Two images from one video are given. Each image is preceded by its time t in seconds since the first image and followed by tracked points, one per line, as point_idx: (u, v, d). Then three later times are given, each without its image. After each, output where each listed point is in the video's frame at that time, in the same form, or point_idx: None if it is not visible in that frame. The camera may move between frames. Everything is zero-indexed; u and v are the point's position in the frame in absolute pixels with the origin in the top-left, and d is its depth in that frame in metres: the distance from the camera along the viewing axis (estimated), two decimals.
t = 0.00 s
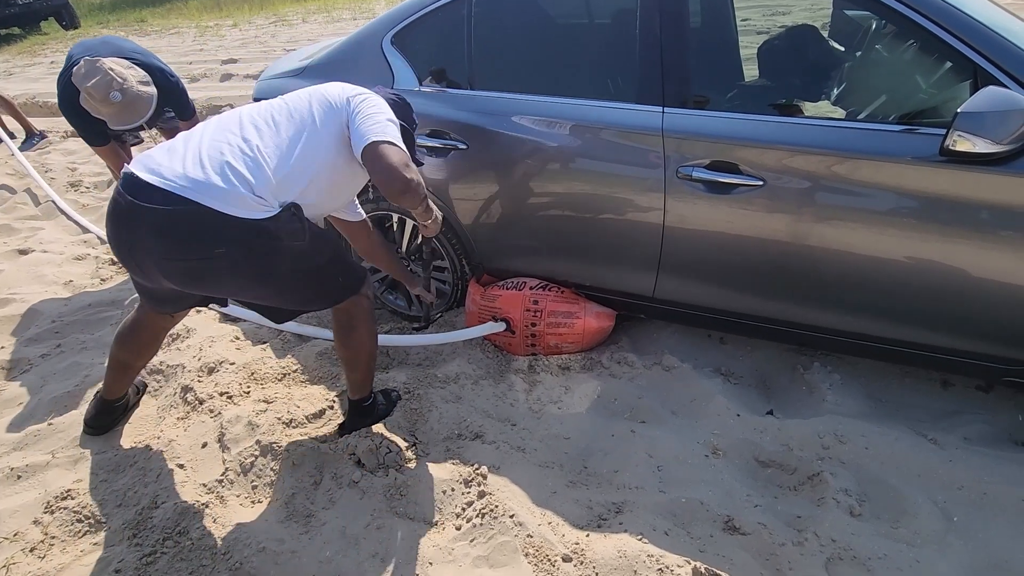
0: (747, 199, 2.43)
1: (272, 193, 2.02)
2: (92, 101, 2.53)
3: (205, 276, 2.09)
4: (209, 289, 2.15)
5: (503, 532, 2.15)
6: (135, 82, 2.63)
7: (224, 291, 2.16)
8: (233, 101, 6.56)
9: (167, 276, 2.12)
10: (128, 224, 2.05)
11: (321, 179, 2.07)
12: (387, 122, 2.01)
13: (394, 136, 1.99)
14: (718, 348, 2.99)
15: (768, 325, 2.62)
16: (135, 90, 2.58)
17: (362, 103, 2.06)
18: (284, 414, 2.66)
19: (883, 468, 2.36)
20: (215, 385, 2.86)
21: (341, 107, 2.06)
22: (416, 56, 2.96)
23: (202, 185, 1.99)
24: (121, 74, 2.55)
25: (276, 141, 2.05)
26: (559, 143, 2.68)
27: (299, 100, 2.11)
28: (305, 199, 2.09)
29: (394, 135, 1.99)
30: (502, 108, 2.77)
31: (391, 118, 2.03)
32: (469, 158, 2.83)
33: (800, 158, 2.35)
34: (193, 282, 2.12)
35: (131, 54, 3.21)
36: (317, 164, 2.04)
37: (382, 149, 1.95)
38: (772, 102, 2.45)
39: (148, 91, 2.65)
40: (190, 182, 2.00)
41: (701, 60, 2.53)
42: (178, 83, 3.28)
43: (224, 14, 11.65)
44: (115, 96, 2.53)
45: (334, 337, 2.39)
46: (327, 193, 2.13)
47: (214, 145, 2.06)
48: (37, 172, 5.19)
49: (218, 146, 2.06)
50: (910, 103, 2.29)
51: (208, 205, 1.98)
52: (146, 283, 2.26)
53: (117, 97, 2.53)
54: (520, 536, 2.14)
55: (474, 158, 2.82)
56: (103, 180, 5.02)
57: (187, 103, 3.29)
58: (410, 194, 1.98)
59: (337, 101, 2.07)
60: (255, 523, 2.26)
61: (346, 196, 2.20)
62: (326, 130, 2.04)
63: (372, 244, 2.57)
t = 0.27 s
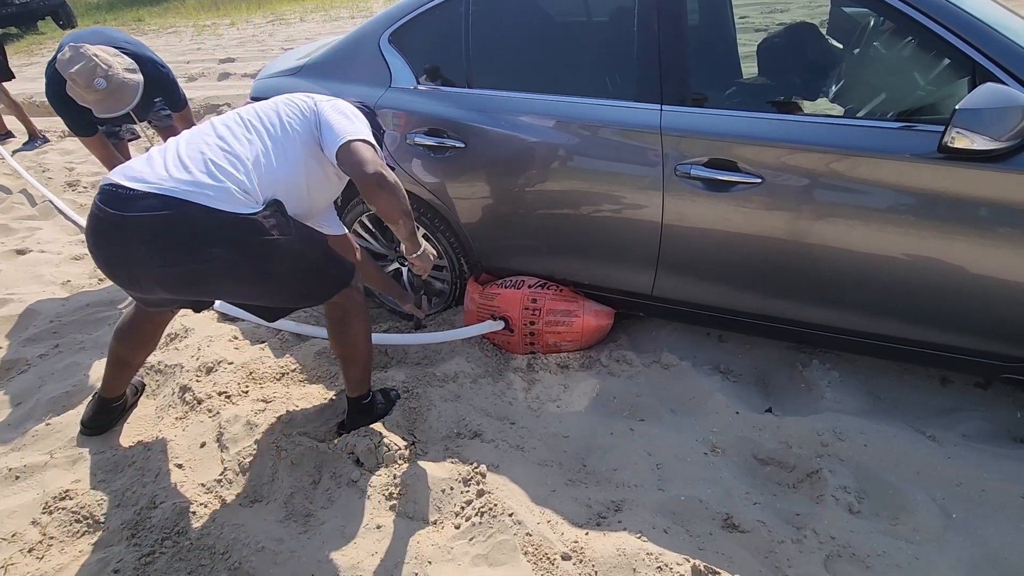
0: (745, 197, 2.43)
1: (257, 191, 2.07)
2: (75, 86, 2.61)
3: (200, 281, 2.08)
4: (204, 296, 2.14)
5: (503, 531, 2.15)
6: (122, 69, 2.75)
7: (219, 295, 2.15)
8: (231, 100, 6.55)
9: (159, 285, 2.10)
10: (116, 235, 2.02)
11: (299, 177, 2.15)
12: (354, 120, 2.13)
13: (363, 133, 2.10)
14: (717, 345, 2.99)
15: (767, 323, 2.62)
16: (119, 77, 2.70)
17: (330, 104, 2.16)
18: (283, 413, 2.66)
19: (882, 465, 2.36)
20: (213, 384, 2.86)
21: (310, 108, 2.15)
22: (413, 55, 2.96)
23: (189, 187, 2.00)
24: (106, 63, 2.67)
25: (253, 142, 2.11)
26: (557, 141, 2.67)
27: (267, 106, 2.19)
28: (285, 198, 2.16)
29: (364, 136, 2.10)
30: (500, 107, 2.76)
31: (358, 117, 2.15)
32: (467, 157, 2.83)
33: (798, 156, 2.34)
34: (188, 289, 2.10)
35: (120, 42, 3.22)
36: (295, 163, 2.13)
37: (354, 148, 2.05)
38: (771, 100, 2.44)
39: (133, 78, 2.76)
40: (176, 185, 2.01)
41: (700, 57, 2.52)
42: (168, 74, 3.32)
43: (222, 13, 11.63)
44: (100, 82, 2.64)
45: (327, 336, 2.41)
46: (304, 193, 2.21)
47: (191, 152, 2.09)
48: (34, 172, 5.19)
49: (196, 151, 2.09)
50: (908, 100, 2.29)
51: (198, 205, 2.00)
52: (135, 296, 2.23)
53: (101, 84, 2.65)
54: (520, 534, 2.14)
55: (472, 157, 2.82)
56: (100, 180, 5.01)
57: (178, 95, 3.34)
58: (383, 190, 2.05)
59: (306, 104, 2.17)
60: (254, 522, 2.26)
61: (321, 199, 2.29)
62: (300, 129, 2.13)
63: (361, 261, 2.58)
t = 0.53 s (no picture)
0: (743, 195, 2.43)
1: (229, 193, 2.06)
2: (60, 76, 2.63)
3: (173, 283, 2.08)
4: (179, 297, 2.15)
5: (501, 530, 2.15)
6: (106, 59, 2.74)
7: (195, 296, 2.16)
8: (229, 100, 6.54)
9: (132, 288, 2.11)
10: (84, 241, 2.03)
11: (275, 179, 2.12)
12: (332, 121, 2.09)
13: (343, 135, 2.07)
14: (714, 343, 2.99)
15: (766, 321, 2.62)
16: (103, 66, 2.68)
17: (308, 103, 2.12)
18: (280, 413, 2.65)
19: (880, 463, 2.36)
20: (211, 384, 2.86)
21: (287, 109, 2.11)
22: (410, 54, 2.95)
23: (158, 187, 2.00)
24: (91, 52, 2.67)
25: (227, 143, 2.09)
26: (554, 140, 2.67)
27: (245, 106, 2.16)
28: (261, 200, 2.14)
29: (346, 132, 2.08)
30: (497, 105, 2.76)
31: (338, 118, 2.11)
32: (464, 155, 2.82)
33: (796, 153, 2.34)
34: (160, 291, 2.11)
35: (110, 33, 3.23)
36: (270, 165, 2.10)
37: (338, 148, 2.05)
38: (769, 98, 2.44)
39: (117, 67, 2.75)
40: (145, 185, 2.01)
41: (697, 55, 2.52)
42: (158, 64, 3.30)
43: (219, 12, 11.61)
44: (84, 72, 2.63)
45: (314, 339, 2.43)
46: (282, 195, 2.18)
47: (165, 152, 2.08)
48: (32, 172, 5.18)
49: (169, 151, 2.08)
50: (906, 97, 2.29)
51: (166, 207, 2.00)
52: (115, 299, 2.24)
53: (87, 74, 2.65)
54: (518, 533, 2.14)
55: (469, 155, 2.81)
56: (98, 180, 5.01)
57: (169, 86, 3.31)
58: (376, 187, 2.08)
59: (284, 104, 2.13)
60: (252, 522, 2.26)
61: (303, 200, 2.26)
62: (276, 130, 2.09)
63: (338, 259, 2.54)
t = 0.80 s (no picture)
0: (741, 193, 2.43)
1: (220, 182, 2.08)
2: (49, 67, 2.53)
3: (168, 280, 2.08)
4: (173, 294, 2.14)
5: (499, 529, 2.15)
6: (96, 51, 2.64)
7: (189, 293, 2.15)
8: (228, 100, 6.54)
9: (127, 287, 2.09)
10: (75, 240, 2.00)
11: (262, 166, 2.17)
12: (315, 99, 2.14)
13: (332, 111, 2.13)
14: (713, 342, 2.99)
15: (764, 319, 2.62)
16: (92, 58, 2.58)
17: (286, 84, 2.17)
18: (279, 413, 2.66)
19: (878, 460, 2.36)
20: (209, 384, 2.86)
21: (267, 93, 2.15)
22: (407, 54, 2.95)
23: (149, 181, 1.99)
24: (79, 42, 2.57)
25: (211, 131, 2.10)
26: (552, 139, 2.67)
27: (222, 93, 2.18)
28: (252, 188, 2.18)
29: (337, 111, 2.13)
30: (495, 104, 2.76)
31: (321, 96, 2.16)
32: (462, 155, 2.82)
33: (794, 152, 2.34)
34: (154, 288, 2.10)
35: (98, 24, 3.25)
36: (257, 150, 2.14)
37: (335, 125, 2.10)
38: (768, 96, 2.44)
39: (107, 61, 2.66)
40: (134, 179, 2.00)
41: (695, 54, 2.52)
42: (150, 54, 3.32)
43: (217, 12, 11.59)
44: (72, 63, 2.54)
45: (308, 343, 2.42)
46: (268, 179, 2.22)
47: (146, 144, 2.07)
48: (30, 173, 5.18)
49: (150, 144, 2.07)
50: (904, 94, 2.29)
51: (160, 200, 1.99)
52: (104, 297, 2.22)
53: (76, 65, 2.56)
54: (517, 532, 2.14)
55: (467, 154, 2.81)
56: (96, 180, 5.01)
57: (161, 77, 3.35)
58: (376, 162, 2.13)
59: (263, 88, 2.16)
60: (251, 522, 2.26)
61: (286, 183, 2.30)
62: (259, 114, 2.13)
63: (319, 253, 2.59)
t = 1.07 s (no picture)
0: (740, 192, 2.43)
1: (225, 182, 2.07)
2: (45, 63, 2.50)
3: (168, 280, 2.09)
4: (175, 294, 2.15)
5: (500, 527, 2.15)
6: (93, 45, 2.61)
7: (190, 292, 2.15)
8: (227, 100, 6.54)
9: (128, 286, 2.11)
10: (77, 240, 2.01)
11: (262, 162, 2.15)
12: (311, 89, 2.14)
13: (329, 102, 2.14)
14: (713, 340, 2.99)
15: (763, 317, 2.62)
16: (89, 53, 2.58)
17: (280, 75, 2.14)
18: (279, 412, 2.66)
19: (878, 458, 2.37)
20: (209, 384, 2.86)
21: (261, 84, 2.12)
22: (406, 53, 2.95)
23: (154, 186, 1.97)
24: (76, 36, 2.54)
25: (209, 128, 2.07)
26: (551, 138, 2.67)
27: (212, 84, 2.13)
28: (252, 184, 2.17)
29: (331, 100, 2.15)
30: (494, 104, 2.76)
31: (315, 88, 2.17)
32: (461, 154, 2.82)
33: (793, 150, 2.34)
34: (156, 287, 2.11)
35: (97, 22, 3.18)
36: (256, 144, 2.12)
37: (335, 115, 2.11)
38: (768, 94, 2.44)
39: (104, 55, 2.64)
40: (139, 185, 1.97)
41: (694, 52, 2.52)
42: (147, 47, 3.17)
43: (216, 12, 11.59)
44: (68, 57, 2.52)
45: (308, 343, 2.42)
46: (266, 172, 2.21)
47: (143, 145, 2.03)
48: (29, 173, 5.18)
49: (147, 144, 2.02)
50: (903, 92, 2.29)
51: (168, 205, 1.99)
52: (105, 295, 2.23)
53: (72, 60, 2.53)
54: (517, 531, 2.14)
55: (467, 154, 2.81)
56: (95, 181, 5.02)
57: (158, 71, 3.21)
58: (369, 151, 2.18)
59: (258, 80, 2.12)
60: (251, 522, 2.26)
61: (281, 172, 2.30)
62: (255, 107, 2.11)
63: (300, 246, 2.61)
